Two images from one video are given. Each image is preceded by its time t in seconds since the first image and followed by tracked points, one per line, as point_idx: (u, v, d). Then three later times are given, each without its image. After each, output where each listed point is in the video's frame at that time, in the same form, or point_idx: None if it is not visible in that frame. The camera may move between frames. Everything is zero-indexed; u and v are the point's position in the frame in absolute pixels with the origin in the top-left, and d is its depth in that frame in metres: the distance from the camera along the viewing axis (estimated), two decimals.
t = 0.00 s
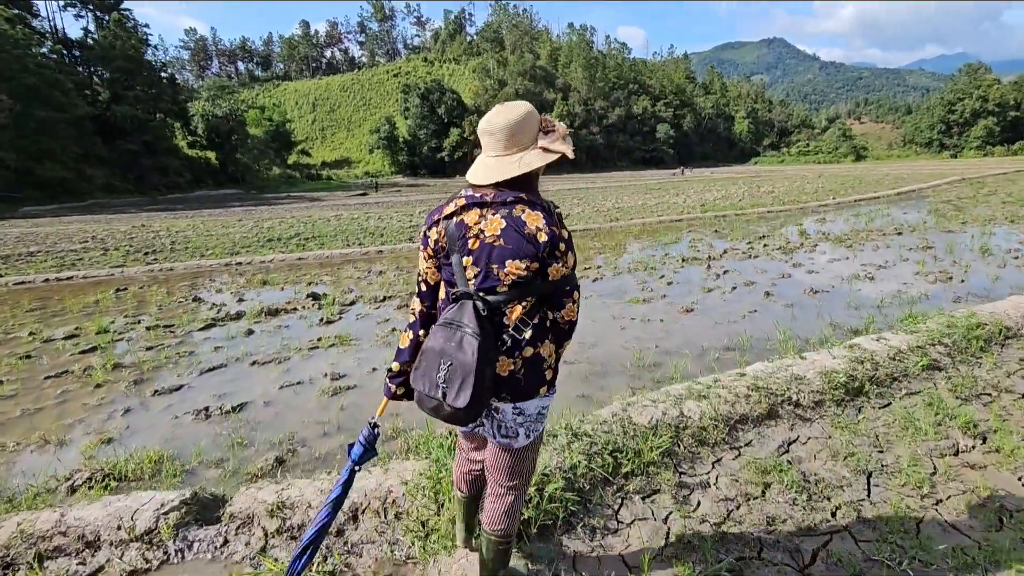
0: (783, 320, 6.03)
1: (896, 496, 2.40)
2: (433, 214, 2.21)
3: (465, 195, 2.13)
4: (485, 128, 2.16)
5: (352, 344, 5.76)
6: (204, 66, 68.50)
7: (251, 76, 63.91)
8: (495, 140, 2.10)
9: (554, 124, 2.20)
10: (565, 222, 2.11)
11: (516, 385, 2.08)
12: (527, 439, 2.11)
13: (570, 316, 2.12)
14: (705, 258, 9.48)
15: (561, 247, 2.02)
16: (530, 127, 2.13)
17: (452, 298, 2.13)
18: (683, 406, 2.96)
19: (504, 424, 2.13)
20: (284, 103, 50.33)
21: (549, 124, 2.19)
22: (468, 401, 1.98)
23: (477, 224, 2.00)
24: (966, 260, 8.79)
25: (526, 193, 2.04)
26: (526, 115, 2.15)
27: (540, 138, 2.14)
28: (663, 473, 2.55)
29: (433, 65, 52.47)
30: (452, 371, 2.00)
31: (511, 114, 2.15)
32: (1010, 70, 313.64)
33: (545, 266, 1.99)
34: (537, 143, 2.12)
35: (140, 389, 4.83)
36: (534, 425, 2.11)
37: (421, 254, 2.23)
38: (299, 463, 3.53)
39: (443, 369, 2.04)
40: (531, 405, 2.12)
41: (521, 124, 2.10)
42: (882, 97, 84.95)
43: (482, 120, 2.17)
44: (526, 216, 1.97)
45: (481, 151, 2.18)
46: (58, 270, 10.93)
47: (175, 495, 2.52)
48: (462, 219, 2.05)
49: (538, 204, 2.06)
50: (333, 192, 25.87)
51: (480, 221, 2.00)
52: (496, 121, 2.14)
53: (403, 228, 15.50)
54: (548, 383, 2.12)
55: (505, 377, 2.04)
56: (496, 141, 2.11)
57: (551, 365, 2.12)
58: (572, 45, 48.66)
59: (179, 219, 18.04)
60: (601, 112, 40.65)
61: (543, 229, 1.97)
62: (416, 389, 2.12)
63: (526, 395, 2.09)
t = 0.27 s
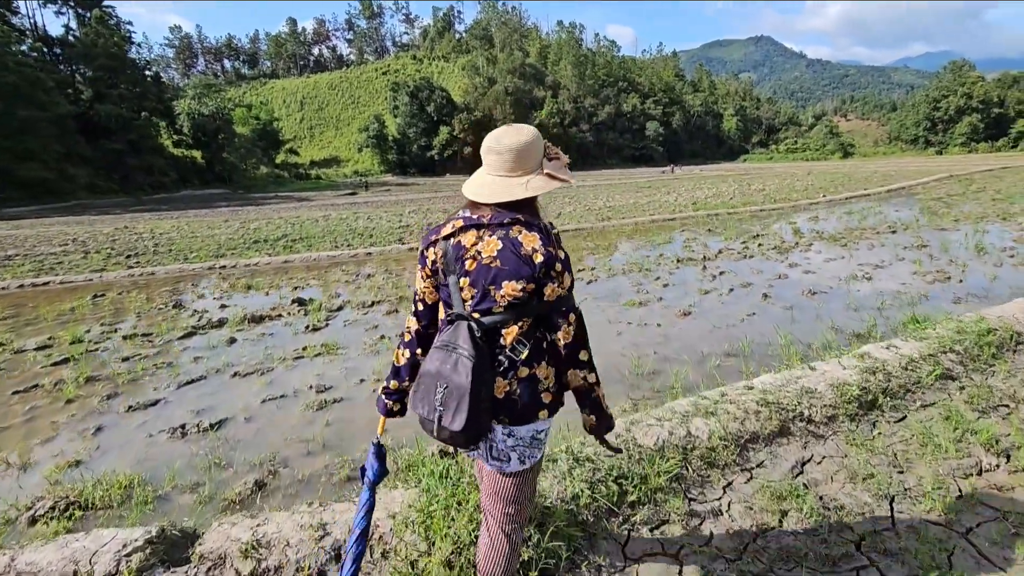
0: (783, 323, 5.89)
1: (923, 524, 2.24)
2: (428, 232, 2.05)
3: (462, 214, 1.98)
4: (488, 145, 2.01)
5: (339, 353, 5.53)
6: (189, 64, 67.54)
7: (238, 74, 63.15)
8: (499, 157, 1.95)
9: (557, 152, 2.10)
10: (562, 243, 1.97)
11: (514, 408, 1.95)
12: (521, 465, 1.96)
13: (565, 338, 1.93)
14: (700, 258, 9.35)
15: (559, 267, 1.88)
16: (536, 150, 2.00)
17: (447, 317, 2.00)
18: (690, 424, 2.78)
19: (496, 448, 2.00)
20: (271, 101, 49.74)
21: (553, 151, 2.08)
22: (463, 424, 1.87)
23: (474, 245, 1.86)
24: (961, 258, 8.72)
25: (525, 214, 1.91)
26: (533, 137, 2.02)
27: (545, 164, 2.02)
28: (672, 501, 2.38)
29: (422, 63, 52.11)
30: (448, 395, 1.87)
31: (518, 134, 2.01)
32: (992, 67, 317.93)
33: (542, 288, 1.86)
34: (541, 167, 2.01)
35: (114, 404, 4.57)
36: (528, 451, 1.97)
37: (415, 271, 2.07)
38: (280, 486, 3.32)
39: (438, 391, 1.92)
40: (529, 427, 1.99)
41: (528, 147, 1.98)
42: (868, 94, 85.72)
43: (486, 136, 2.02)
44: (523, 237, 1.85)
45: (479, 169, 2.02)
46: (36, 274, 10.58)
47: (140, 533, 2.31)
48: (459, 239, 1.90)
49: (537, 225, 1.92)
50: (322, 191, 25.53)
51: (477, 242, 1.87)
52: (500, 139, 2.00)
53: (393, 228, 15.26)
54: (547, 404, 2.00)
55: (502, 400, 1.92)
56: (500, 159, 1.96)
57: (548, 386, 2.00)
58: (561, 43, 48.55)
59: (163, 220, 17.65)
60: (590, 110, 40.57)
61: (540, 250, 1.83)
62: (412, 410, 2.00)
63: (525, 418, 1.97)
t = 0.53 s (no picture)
0: (774, 323, 5.78)
1: (938, 546, 2.10)
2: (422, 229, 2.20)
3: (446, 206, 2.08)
4: (464, 138, 2.04)
5: (318, 360, 5.30)
6: (168, 61, 66.11)
7: (218, 71, 61.96)
8: (472, 150, 2.00)
9: (534, 137, 2.09)
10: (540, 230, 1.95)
11: (491, 392, 1.98)
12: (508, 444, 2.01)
13: (537, 323, 1.89)
14: (688, 256, 9.24)
15: (531, 252, 1.87)
16: (508, 139, 2.02)
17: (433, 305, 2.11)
18: (687, 438, 2.62)
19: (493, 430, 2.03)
20: (253, 99, 48.88)
21: (528, 137, 2.07)
22: (435, 404, 1.92)
23: (449, 234, 1.95)
24: (947, 255, 8.72)
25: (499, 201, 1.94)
26: (505, 125, 2.04)
27: (520, 150, 2.02)
28: (671, 523, 2.22)
29: (406, 60, 51.60)
30: (422, 375, 1.96)
31: (491, 124, 2.04)
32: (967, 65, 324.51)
33: (514, 272, 1.87)
34: (516, 155, 2.01)
35: (76, 418, 4.30)
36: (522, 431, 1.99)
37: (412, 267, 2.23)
38: (252, 507, 3.11)
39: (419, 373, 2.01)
40: (509, 413, 2.00)
41: (499, 136, 2.00)
42: (847, 92, 86.93)
43: (461, 130, 2.06)
44: (493, 223, 1.88)
45: (458, 162, 2.07)
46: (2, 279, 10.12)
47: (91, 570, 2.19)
48: (438, 230, 2.01)
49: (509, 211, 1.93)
50: (305, 190, 25.05)
51: (453, 231, 1.96)
52: (475, 130, 2.03)
53: (377, 227, 14.96)
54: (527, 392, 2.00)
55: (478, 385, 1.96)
56: (472, 152, 2.00)
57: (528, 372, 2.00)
58: (546, 41, 48.41)
59: (140, 220, 17.13)
60: (575, 108, 40.49)
61: (510, 234, 1.85)
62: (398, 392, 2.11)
63: (502, 404, 1.99)
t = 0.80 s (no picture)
0: (755, 325, 5.71)
1: (946, 570, 1.97)
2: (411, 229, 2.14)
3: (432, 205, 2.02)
4: (446, 137, 1.97)
5: (284, 372, 5.00)
6: (129, 59, 63.84)
7: (182, 70, 60.10)
8: (453, 151, 1.93)
9: (518, 124, 1.95)
10: (527, 228, 1.82)
11: (469, 396, 1.86)
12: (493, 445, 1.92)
13: (518, 328, 1.77)
14: (665, 258, 9.18)
15: (512, 252, 1.74)
16: (488, 132, 1.92)
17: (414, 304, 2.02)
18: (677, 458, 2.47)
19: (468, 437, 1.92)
20: (219, 99, 47.52)
21: (511, 125, 1.95)
22: (405, 404, 1.79)
23: (431, 230, 1.88)
24: (916, 255, 8.86)
25: (481, 198, 1.85)
26: (484, 118, 1.93)
27: (502, 141, 1.90)
28: (664, 554, 2.06)
29: (378, 61, 50.94)
30: (396, 375, 1.84)
31: (472, 118, 1.94)
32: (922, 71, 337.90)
33: (495, 272, 1.76)
34: (498, 148, 1.90)
35: (12, 444, 3.93)
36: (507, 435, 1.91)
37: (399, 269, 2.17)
38: (205, 542, 2.83)
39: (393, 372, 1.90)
40: (490, 420, 1.88)
41: (477, 132, 1.90)
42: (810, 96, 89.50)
43: (442, 128, 1.99)
44: (473, 220, 1.78)
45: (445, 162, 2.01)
46: None
47: None
48: (421, 227, 1.94)
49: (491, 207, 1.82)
50: (274, 192, 24.37)
51: (434, 228, 1.88)
52: (455, 127, 1.95)
53: (349, 230, 14.57)
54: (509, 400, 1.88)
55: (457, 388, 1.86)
56: (454, 152, 1.93)
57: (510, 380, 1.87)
58: (518, 43, 48.42)
59: (97, 225, 16.32)
60: (549, 110, 40.54)
61: (490, 231, 1.75)
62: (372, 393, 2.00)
63: (482, 410, 1.87)
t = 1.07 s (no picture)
0: (726, 331, 5.67)
1: None
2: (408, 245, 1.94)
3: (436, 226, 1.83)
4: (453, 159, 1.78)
5: (237, 394, 4.65)
6: (74, 57, 60.70)
7: (132, 69, 57.54)
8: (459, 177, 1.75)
9: (530, 147, 1.77)
10: (540, 261, 1.69)
11: (483, 427, 1.79)
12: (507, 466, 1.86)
13: (532, 366, 1.67)
14: (634, 262, 9.14)
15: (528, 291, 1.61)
16: (498, 157, 1.74)
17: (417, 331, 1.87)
18: (662, 489, 2.32)
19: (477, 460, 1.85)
20: (172, 99, 45.68)
21: (523, 149, 1.76)
22: (419, 444, 1.69)
23: (438, 260, 1.70)
24: (875, 256, 9.07)
25: (494, 226, 1.68)
26: (493, 142, 1.74)
27: (512, 170, 1.73)
28: None
29: (340, 61, 49.93)
30: (405, 412, 1.72)
31: (481, 141, 1.75)
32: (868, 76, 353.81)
33: (513, 310, 1.63)
34: (508, 176, 1.72)
35: None
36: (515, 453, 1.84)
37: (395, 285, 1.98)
38: None
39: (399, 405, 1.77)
40: (505, 445, 1.83)
41: (487, 157, 1.72)
42: (765, 101, 92.44)
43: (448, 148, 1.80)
44: (488, 256, 1.61)
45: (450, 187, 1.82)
46: None
47: None
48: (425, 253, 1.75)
49: (506, 239, 1.66)
50: (232, 195, 23.49)
51: (441, 256, 1.70)
52: (461, 151, 1.76)
53: (310, 235, 14.07)
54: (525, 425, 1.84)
55: (474, 417, 1.77)
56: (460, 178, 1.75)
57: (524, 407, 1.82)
58: (482, 44, 48.26)
59: (37, 232, 15.31)
60: (514, 112, 40.54)
61: (507, 270, 1.59)
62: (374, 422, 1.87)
63: (497, 440, 1.81)
